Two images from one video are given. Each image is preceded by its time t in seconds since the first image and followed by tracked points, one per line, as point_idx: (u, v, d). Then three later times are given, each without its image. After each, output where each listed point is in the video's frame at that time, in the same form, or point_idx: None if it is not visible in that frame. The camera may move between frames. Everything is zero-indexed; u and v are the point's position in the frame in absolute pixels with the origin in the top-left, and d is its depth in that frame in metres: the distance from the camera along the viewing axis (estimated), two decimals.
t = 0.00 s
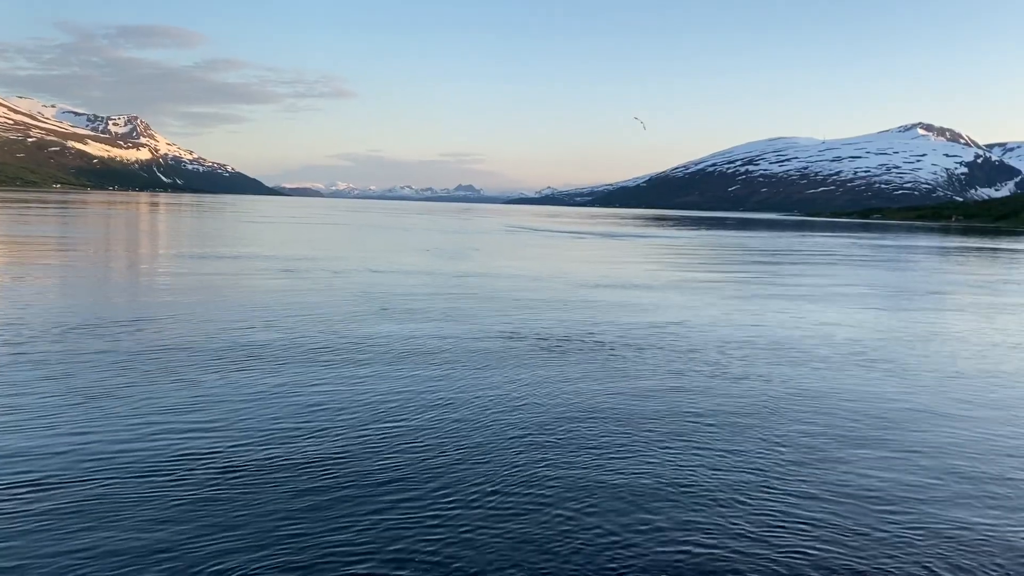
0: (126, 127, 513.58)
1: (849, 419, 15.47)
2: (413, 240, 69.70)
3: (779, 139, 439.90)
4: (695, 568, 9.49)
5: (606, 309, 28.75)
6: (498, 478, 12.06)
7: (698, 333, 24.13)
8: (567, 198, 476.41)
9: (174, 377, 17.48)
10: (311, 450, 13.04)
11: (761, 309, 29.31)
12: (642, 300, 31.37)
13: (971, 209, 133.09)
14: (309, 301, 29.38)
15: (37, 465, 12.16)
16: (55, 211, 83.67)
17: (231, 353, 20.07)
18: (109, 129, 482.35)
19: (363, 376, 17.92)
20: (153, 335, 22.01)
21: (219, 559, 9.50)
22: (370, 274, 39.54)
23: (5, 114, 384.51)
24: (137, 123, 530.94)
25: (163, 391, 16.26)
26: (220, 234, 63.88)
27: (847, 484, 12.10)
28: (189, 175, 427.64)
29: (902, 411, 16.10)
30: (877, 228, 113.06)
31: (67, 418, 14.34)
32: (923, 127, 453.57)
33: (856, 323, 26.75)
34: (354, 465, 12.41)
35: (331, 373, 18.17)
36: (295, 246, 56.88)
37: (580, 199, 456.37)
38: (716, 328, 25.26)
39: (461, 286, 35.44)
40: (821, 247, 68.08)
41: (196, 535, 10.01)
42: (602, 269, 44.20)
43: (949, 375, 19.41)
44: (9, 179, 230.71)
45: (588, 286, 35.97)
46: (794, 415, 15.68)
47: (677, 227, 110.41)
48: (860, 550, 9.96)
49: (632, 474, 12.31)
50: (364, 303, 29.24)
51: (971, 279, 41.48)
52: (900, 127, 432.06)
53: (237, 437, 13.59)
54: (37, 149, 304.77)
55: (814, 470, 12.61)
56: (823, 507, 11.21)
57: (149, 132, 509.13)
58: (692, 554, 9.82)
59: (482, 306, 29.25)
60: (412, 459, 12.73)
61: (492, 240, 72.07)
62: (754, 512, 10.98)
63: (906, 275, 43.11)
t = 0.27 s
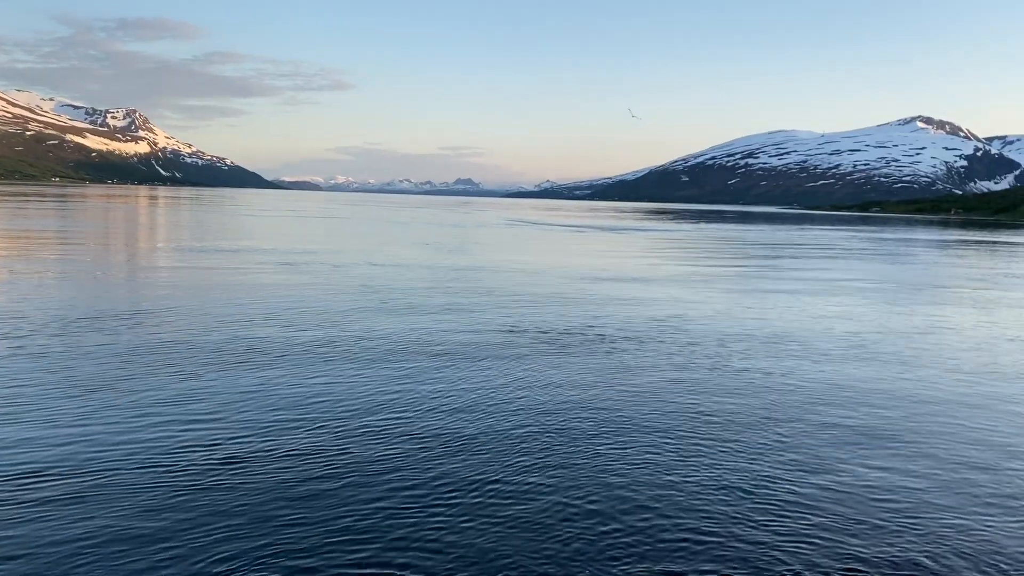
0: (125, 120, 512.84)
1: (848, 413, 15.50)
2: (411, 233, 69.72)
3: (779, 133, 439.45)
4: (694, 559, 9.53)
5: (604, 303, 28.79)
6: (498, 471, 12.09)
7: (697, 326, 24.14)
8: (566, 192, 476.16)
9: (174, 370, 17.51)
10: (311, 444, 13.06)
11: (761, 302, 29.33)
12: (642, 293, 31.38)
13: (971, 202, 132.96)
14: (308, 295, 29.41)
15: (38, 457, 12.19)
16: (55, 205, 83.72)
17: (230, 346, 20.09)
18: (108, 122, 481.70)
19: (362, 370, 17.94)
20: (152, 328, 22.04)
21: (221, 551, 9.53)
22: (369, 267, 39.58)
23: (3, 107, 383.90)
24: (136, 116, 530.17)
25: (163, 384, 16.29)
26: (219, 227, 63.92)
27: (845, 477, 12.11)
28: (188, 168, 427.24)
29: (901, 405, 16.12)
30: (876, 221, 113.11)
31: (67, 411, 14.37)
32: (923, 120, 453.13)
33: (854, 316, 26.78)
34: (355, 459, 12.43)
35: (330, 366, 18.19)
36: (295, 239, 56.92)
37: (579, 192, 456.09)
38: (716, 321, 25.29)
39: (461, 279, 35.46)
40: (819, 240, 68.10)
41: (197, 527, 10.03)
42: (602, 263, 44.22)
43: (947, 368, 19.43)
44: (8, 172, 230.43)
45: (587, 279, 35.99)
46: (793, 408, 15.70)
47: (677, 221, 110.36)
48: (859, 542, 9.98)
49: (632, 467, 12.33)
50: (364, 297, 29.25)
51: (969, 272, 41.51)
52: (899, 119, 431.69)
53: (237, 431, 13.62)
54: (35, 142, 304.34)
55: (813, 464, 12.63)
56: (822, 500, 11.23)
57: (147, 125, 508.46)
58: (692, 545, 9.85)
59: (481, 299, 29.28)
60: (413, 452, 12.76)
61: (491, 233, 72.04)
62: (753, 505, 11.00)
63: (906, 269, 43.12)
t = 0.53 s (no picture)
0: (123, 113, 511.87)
1: (850, 406, 15.51)
2: (410, 227, 69.67)
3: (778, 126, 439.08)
4: (698, 551, 9.59)
5: (604, 296, 28.78)
6: (501, 463, 12.14)
7: (698, 320, 24.18)
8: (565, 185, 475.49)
9: (175, 363, 17.53)
10: (313, 436, 13.10)
11: (762, 296, 29.36)
12: (642, 286, 31.41)
13: (970, 195, 133.00)
14: (308, 288, 29.40)
15: (41, 450, 12.23)
16: (55, 198, 83.64)
17: (231, 340, 20.11)
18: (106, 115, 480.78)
19: (364, 363, 17.95)
20: (152, 321, 22.06)
21: (226, 540, 9.60)
22: (369, 261, 39.60)
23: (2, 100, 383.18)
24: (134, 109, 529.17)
25: (165, 377, 16.32)
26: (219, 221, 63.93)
27: (848, 470, 12.15)
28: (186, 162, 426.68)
29: (903, 398, 16.14)
30: (875, 214, 113.03)
31: (69, 404, 14.41)
32: (922, 113, 452.89)
33: (854, 310, 26.79)
34: (357, 451, 12.48)
35: (332, 360, 18.21)
36: (294, 233, 56.92)
37: (578, 185, 455.81)
38: (716, 314, 25.32)
39: (461, 273, 35.49)
40: (819, 233, 68.06)
41: (201, 517, 10.09)
42: (602, 256, 44.27)
43: (948, 362, 19.46)
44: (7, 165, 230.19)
45: (587, 272, 36.04)
46: (795, 401, 15.72)
47: (676, 214, 110.36)
48: (860, 535, 10.02)
49: (634, 460, 12.37)
50: (364, 290, 29.28)
51: (969, 266, 41.51)
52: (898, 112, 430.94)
53: (240, 423, 13.65)
54: (34, 136, 303.88)
55: (816, 457, 12.67)
56: (824, 493, 11.27)
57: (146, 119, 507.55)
58: (694, 537, 9.92)
59: (481, 293, 29.28)
60: (415, 444, 12.81)
61: (491, 226, 72.07)
62: (755, 498, 11.06)
63: (905, 262, 43.15)
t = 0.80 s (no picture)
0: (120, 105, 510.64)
1: (850, 399, 15.49)
2: (409, 219, 69.60)
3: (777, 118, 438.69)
4: (695, 542, 9.59)
5: (603, 289, 28.77)
6: (499, 455, 12.17)
7: (697, 312, 24.22)
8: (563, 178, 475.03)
9: (173, 356, 17.52)
10: (312, 429, 13.11)
11: (760, 288, 29.41)
12: (640, 279, 31.46)
13: (968, 187, 133.08)
14: (306, 281, 29.37)
15: (39, 444, 12.23)
16: (52, 191, 83.50)
17: (229, 333, 20.11)
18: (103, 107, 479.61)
19: (363, 356, 17.93)
20: (151, 315, 22.05)
21: (224, 533, 9.62)
22: (368, 253, 39.62)
23: None
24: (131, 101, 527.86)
25: (163, 371, 16.32)
26: (217, 213, 63.90)
27: (846, 463, 12.14)
28: (184, 154, 425.93)
29: (902, 391, 16.11)
30: (874, 207, 112.95)
31: (67, 397, 14.41)
32: (920, 105, 452.56)
33: (854, 302, 26.77)
34: (358, 442, 12.55)
35: (330, 353, 18.19)
36: (293, 225, 56.92)
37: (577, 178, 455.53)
38: (715, 306, 25.37)
39: (460, 266, 35.53)
40: (818, 226, 68.03)
41: (199, 511, 10.11)
42: (600, 248, 44.30)
43: (948, 355, 19.42)
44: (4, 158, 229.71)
45: (586, 265, 36.09)
46: (795, 394, 15.71)
47: (674, 206, 110.34)
48: (857, 526, 10.02)
49: (632, 452, 12.38)
50: (363, 283, 29.31)
51: (969, 259, 41.45)
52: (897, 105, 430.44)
53: (238, 417, 13.65)
54: (31, 128, 303.20)
55: (815, 450, 12.66)
56: (822, 485, 11.27)
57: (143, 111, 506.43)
58: (691, 529, 9.92)
59: (480, 286, 29.26)
60: (414, 437, 12.83)
61: (489, 219, 72.03)
62: (753, 490, 11.06)
63: (904, 254, 43.21)
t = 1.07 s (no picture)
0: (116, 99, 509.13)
1: (848, 391, 15.57)
2: (406, 213, 69.54)
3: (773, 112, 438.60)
4: (697, 533, 9.67)
5: (601, 282, 28.85)
6: (501, 448, 12.24)
7: (693, 305, 24.28)
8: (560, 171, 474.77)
9: (173, 350, 17.55)
10: (314, 423, 13.16)
11: (757, 282, 29.48)
12: (638, 272, 31.50)
13: (964, 181, 133.33)
14: (304, 275, 29.41)
15: (41, 437, 12.26)
16: (48, 184, 83.19)
17: (227, 327, 20.12)
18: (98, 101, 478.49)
19: (363, 349, 17.97)
20: (149, 308, 22.06)
21: (229, 525, 9.68)
22: (365, 247, 39.58)
23: None
24: (126, 94, 526.43)
25: (163, 364, 16.35)
26: (214, 207, 63.74)
27: (845, 455, 12.21)
28: (180, 148, 424.88)
29: (900, 384, 16.19)
30: (870, 200, 113.16)
31: (67, 390, 14.43)
32: (918, 99, 452.21)
33: (850, 295, 26.87)
34: (359, 435, 12.60)
35: (330, 346, 18.23)
36: (289, 219, 56.83)
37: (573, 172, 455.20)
38: (712, 299, 25.41)
39: (457, 259, 35.52)
40: (814, 219, 68.16)
41: (203, 504, 10.17)
42: (598, 242, 44.33)
43: (945, 347, 19.52)
44: None
45: (583, 259, 36.10)
46: (793, 387, 15.78)
47: (670, 200, 110.41)
48: (857, 517, 10.08)
49: (633, 445, 12.45)
50: (361, 277, 29.29)
51: (965, 252, 41.59)
52: (894, 98, 430.48)
53: (239, 410, 13.69)
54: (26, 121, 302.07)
55: (814, 442, 12.73)
56: (821, 477, 11.34)
57: (139, 104, 504.86)
58: (690, 519, 10.01)
59: (477, 279, 29.31)
60: (415, 430, 12.89)
61: (486, 213, 72.00)
62: (753, 482, 11.12)
63: (900, 248, 43.31)
